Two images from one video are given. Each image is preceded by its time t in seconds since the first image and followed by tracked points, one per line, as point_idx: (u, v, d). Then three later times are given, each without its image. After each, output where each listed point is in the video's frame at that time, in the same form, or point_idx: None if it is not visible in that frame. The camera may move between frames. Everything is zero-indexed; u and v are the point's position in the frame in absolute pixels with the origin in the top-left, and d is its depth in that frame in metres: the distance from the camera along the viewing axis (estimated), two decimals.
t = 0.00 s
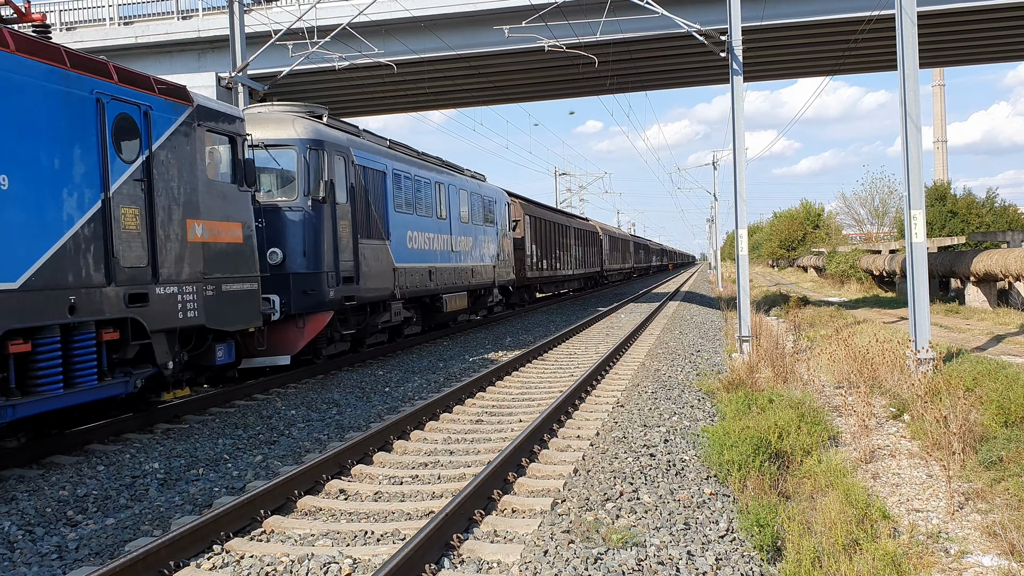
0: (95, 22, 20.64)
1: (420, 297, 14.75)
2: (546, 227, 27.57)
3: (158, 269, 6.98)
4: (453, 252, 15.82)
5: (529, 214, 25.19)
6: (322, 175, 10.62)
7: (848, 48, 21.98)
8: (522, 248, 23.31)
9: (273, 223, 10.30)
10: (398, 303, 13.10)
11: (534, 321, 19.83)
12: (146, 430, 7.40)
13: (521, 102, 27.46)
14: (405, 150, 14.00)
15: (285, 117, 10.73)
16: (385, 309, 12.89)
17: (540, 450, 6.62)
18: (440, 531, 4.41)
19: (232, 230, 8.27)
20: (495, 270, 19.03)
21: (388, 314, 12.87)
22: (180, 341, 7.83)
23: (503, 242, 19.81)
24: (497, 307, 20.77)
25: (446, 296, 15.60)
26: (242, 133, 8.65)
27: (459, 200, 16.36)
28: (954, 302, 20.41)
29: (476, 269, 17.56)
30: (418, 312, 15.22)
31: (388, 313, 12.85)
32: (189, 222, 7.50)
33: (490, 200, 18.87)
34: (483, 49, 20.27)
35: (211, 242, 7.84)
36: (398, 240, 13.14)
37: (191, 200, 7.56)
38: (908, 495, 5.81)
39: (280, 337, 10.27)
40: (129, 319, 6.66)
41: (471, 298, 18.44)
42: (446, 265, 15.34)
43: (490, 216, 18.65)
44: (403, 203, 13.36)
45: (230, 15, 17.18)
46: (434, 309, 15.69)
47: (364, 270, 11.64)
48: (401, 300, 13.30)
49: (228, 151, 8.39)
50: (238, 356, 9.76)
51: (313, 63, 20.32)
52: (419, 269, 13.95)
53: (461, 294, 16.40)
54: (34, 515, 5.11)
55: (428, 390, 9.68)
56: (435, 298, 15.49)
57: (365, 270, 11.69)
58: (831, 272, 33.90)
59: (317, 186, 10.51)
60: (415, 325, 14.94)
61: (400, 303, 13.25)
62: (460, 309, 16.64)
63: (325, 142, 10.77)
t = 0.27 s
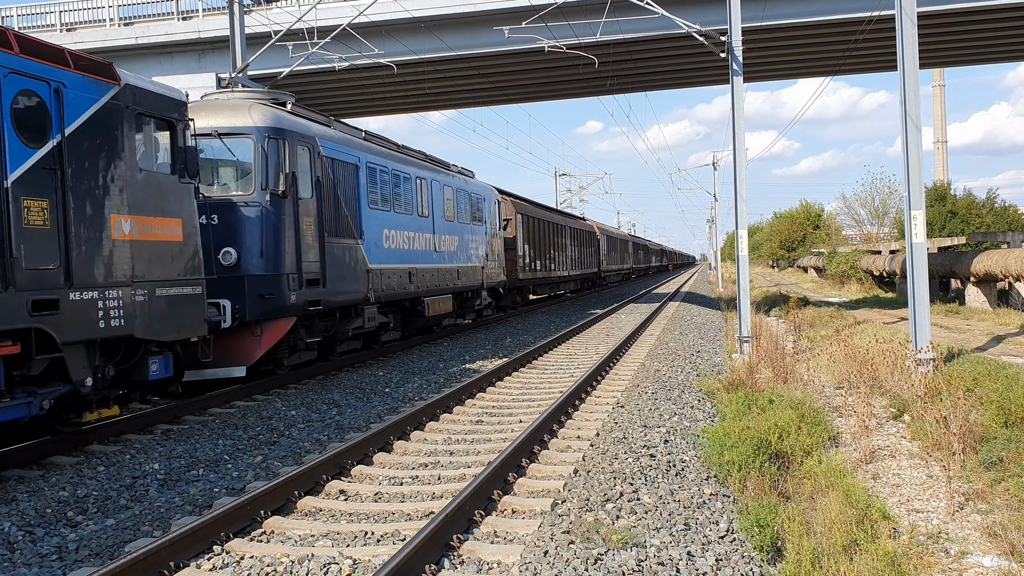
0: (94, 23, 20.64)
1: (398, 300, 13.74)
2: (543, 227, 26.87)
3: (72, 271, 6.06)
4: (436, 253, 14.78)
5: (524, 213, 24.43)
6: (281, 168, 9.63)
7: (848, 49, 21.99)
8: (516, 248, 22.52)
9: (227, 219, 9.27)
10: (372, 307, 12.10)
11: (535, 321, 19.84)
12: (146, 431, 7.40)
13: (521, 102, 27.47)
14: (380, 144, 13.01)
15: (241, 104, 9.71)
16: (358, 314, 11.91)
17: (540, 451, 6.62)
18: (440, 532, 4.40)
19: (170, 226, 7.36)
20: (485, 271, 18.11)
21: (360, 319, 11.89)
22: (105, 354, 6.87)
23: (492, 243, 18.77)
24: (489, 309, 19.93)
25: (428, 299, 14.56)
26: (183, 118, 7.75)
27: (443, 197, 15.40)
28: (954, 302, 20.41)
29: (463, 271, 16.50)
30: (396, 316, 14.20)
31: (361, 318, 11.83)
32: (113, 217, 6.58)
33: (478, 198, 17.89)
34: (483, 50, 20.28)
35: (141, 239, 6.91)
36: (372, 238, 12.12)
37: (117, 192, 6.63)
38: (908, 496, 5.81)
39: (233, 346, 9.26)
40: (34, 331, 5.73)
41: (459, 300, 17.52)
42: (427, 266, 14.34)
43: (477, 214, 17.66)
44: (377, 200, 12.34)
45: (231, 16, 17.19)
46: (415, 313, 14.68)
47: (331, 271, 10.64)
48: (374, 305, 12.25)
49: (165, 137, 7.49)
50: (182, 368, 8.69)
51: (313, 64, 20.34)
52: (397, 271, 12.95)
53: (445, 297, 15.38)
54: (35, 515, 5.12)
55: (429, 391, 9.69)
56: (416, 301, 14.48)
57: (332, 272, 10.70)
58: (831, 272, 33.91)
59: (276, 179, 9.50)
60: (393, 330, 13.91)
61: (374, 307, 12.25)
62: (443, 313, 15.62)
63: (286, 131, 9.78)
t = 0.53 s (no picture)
0: (95, 25, 20.66)
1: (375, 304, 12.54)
2: (539, 227, 26.08)
3: None
4: (417, 253, 13.63)
5: (520, 212, 23.58)
6: (235, 158, 8.48)
7: (848, 49, 21.99)
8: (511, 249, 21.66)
9: (171, 215, 8.10)
10: (341, 313, 10.91)
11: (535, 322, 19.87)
12: (146, 432, 7.39)
13: (521, 103, 27.47)
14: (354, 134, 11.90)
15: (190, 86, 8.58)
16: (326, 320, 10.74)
17: (541, 452, 6.62)
18: (441, 533, 4.40)
19: (89, 222, 6.37)
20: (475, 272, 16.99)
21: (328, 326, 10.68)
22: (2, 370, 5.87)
23: (481, 243, 17.66)
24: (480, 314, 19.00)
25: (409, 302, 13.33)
26: (108, 99, 6.73)
27: (426, 193, 14.23)
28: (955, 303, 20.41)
29: (448, 273, 15.36)
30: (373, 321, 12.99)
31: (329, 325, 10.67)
32: (11, 211, 5.53)
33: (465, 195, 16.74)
34: (484, 50, 20.29)
35: (52, 236, 5.92)
36: (343, 237, 10.96)
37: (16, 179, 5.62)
38: (909, 496, 5.81)
39: (176, 358, 8.18)
40: None
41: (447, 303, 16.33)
42: (407, 267, 13.18)
43: (464, 212, 16.51)
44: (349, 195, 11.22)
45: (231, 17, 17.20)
46: (395, 318, 13.48)
47: (291, 273, 9.49)
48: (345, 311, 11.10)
49: (84, 117, 6.46)
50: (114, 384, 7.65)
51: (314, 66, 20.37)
52: (372, 272, 11.78)
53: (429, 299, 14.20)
54: (36, 516, 5.12)
55: (430, 392, 9.70)
56: (395, 305, 13.25)
57: (292, 274, 9.56)
58: (831, 273, 33.92)
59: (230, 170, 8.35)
60: (368, 338, 12.76)
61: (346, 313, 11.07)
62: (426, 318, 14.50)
63: (241, 116, 8.63)
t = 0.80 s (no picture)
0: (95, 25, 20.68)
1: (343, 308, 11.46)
2: (532, 226, 25.26)
3: None
4: (395, 253, 12.59)
5: (511, 211, 22.75)
6: (174, 147, 7.46)
7: (848, 50, 21.99)
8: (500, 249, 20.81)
9: (100, 210, 7.10)
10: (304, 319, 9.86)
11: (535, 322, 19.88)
12: (146, 433, 7.38)
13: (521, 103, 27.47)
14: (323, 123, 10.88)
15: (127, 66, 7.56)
16: (285, 327, 9.74)
17: (541, 452, 6.61)
18: (442, 533, 4.40)
19: None
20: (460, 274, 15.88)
21: (287, 333, 9.65)
22: None
23: (468, 242, 16.60)
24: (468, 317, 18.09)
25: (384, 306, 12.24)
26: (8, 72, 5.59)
27: (405, 187, 13.17)
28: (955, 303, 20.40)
29: (431, 274, 14.34)
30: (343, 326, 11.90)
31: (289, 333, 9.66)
32: None
33: (451, 191, 15.65)
34: (484, 51, 20.29)
35: None
36: (308, 234, 9.92)
37: None
38: (909, 496, 5.81)
39: (108, 372, 7.22)
40: None
41: (429, 307, 15.23)
42: (383, 268, 12.11)
43: (449, 208, 15.43)
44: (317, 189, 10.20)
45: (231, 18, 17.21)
46: (368, 324, 12.42)
47: (243, 276, 8.47)
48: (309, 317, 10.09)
49: None
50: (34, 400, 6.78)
51: (314, 66, 20.39)
52: (342, 273, 10.73)
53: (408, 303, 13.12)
54: (36, 517, 5.11)
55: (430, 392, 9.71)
56: (369, 309, 12.16)
57: (246, 276, 8.52)
58: (832, 273, 33.93)
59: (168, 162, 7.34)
60: (339, 345, 11.75)
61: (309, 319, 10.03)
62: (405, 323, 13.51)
63: (183, 101, 7.62)
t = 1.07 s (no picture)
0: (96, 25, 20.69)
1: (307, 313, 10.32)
2: (524, 225, 24.26)
3: None
4: (368, 252, 11.41)
5: (501, 209, 21.71)
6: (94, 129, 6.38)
7: (848, 50, 21.99)
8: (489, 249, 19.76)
9: (4, 202, 6.03)
10: (256, 326, 8.74)
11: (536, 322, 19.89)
12: (147, 433, 7.38)
13: (521, 103, 27.47)
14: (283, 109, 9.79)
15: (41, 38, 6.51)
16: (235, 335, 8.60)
17: (541, 452, 6.61)
18: (442, 533, 4.40)
19: None
20: (445, 275, 14.70)
21: (238, 342, 8.54)
22: None
23: (454, 242, 15.41)
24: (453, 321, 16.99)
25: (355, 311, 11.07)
26: None
27: (382, 180, 12.01)
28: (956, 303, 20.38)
29: (412, 276, 13.15)
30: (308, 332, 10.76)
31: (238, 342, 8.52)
32: None
33: (436, 186, 14.49)
34: (484, 51, 20.29)
35: None
36: (263, 231, 8.79)
37: None
38: (909, 496, 5.81)
39: (18, 387, 6.12)
40: None
41: (409, 311, 14.04)
42: (355, 269, 10.95)
43: (433, 205, 14.26)
44: (274, 180, 9.10)
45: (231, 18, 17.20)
46: (338, 330, 11.26)
47: (181, 278, 7.35)
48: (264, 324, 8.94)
49: None
50: None
51: (315, 66, 20.38)
52: (305, 274, 9.62)
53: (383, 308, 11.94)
54: (35, 518, 5.11)
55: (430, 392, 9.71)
56: (337, 314, 11.00)
57: (186, 278, 7.44)
58: (832, 273, 33.92)
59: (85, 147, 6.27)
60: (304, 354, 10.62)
61: (263, 327, 8.91)
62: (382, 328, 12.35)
63: (105, 77, 6.57)
